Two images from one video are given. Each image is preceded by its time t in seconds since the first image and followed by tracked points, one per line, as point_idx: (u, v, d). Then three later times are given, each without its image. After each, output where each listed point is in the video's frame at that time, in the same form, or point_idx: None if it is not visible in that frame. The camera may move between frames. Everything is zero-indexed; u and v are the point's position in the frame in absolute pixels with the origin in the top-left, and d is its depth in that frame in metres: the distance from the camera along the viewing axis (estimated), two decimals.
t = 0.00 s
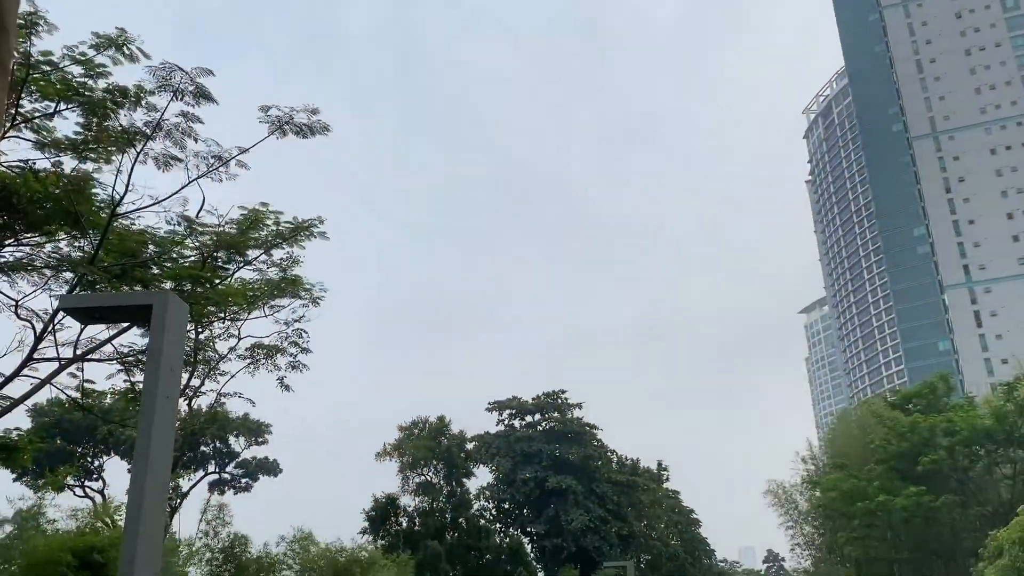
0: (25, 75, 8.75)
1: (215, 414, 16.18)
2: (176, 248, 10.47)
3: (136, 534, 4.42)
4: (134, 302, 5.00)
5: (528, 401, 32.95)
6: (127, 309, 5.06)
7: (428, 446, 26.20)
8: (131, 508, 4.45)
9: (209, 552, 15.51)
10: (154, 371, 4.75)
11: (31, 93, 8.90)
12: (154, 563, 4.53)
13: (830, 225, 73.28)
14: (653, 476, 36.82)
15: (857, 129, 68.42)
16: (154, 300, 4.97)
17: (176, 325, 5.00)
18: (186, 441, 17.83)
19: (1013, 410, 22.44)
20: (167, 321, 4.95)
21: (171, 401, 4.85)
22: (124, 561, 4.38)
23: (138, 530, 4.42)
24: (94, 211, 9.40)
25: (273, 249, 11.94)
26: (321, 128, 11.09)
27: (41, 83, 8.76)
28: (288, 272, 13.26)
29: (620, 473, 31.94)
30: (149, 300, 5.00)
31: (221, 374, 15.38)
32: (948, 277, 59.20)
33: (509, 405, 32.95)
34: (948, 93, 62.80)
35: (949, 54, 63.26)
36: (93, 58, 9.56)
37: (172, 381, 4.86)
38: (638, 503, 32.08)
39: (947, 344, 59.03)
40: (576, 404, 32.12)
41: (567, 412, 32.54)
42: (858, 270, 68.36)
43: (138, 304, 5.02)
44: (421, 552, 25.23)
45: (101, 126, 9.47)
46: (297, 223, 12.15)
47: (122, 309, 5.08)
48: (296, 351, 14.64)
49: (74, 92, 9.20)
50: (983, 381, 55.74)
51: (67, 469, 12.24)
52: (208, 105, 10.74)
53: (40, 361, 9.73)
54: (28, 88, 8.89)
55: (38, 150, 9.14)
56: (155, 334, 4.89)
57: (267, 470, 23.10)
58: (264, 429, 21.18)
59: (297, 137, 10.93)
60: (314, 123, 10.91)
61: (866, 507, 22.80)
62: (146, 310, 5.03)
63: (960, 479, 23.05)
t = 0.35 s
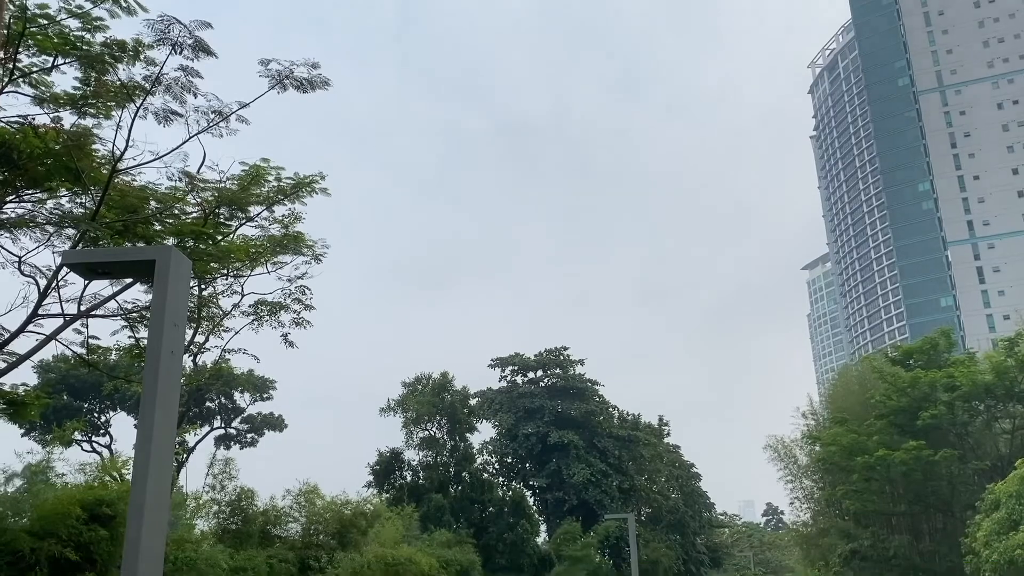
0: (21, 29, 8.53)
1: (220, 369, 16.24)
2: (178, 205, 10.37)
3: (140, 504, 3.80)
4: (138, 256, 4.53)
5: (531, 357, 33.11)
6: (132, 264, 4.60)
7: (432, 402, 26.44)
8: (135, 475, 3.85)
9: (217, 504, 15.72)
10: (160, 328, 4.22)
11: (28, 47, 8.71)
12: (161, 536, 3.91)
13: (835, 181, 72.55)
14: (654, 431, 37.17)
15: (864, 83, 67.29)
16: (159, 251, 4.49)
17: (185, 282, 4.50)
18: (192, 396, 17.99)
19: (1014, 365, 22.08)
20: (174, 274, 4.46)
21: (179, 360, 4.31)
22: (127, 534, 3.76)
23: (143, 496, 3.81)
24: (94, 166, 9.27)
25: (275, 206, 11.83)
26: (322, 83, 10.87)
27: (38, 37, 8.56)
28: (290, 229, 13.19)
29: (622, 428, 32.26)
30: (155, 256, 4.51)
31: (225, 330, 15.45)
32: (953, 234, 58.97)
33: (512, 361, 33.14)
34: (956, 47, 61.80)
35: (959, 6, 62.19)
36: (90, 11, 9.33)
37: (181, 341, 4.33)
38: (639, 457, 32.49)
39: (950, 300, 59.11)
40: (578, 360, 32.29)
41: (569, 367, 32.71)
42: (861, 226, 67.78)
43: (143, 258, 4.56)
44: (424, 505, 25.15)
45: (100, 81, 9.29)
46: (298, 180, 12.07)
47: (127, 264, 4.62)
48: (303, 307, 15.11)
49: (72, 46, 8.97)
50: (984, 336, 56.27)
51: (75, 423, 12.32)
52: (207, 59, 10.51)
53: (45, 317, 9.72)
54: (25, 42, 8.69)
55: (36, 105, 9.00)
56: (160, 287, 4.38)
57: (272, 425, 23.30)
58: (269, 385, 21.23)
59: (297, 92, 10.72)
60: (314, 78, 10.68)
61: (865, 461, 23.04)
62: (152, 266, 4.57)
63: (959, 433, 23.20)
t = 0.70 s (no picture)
0: None
1: (223, 330, 16.27)
2: (178, 164, 10.22)
3: (147, 468, 3.78)
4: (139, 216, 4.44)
5: (533, 318, 33.15)
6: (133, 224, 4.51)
7: (435, 362, 26.57)
8: (140, 437, 3.81)
9: (222, 463, 15.85)
10: (162, 290, 4.15)
11: (24, 5, 8.47)
12: (168, 499, 3.89)
13: (839, 141, 71.80)
14: (655, 391, 37.38)
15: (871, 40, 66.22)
16: (159, 210, 4.40)
17: (187, 242, 4.42)
18: (196, 357, 18.06)
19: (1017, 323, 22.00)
20: (176, 234, 4.37)
21: (183, 322, 4.26)
22: (133, 498, 3.74)
23: (148, 460, 3.77)
24: (93, 126, 9.17)
25: (277, 164, 11.66)
26: (323, 40, 10.66)
27: None
28: (292, 188, 13.05)
29: (623, 388, 32.44)
30: (155, 215, 4.42)
31: (228, 291, 15.45)
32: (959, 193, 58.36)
33: (514, 322, 33.19)
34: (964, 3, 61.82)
35: None
36: None
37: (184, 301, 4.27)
38: (640, 416, 32.76)
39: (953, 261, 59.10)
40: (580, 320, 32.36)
41: (572, 328, 32.78)
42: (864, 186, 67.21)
43: (143, 218, 4.47)
44: (429, 463, 25.57)
45: (98, 38, 9.09)
46: (298, 138, 11.87)
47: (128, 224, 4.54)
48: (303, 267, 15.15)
49: (69, 3, 8.64)
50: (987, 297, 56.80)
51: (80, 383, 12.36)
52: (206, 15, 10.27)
53: (48, 277, 9.68)
54: None
55: (34, 64, 8.85)
56: (161, 248, 4.31)
57: (276, 385, 23.42)
58: (272, 345, 21.25)
59: (297, 49, 10.51)
60: (314, 34, 10.47)
61: (866, 420, 23.22)
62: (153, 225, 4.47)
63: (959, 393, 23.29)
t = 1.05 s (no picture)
0: None
1: (227, 287, 16.26)
2: (179, 120, 9.99)
3: (152, 429, 3.69)
4: (139, 172, 4.28)
5: (535, 277, 33.10)
6: (134, 180, 4.35)
7: (438, 320, 26.63)
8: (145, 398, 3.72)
9: (228, 419, 16.01)
10: (165, 248, 4.02)
11: None
12: (175, 460, 3.81)
13: (845, 97, 70.73)
14: (657, 349, 37.51)
15: None
16: (161, 165, 4.23)
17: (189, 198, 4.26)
18: (201, 314, 18.10)
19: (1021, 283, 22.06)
20: (177, 190, 4.22)
21: (186, 279, 4.11)
22: (139, 461, 3.65)
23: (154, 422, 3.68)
24: (93, 81, 9.10)
25: (278, 121, 11.52)
26: None
27: None
28: (293, 145, 12.88)
29: (626, 346, 32.58)
30: (156, 169, 4.25)
31: (231, 249, 15.42)
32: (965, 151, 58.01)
33: (517, 280, 33.15)
34: None
35: None
36: None
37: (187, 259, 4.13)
38: (642, 374, 32.95)
39: (958, 219, 58.81)
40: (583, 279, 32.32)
41: (574, 287, 32.76)
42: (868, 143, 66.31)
43: (144, 173, 4.31)
44: (432, 419, 25.89)
45: None
46: (299, 94, 11.72)
47: (128, 180, 4.38)
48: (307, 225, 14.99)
49: None
50: (991, 255, 56.72)
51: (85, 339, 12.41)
52: None
53: (50, 234, 9.64)
54: None
55: (31, 18, 8.65)
56: (164, 205, 4.16)
57: (280, 343, 23.49)
58: (275, 303, 21.22)
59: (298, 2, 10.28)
60: None
61: (867, 377, 23.40)
62: (154, 181, 4.31)
63: (960, 351, 23.34)
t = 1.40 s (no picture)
0: None
1: (229, 251, 16.21)
2: (180, 82, 9.82)
3: (156, 396, 3.67)
4: (141, 134, 4.18)
5: (538, 242, 32.98)
6: (134, 141, 4.25)
7: (440, 285, 26.61)
8: (148, 364, 3.70)
9: (232, 382, 16.12)
10: (167, 212, 3.94)
11: None
12: (179, 425, 3.79)
13: (851, 60, 69.68)
14: (659, 315, 37.53)
15: None
16: (161, 127, 4.13)
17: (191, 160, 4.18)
18: (203, 278, 18.10)
19: None
20: (179, 152, 4.12)
21: (189, 242, 4.04)
22: (143, 427, 3.65)
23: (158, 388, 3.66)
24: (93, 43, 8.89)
25: (278, 83, 11.37)
26: None
27: None
28: (294, 108, 12.75)
29: (628, 311, 32.61)
30: (157, 131, 4.16)
31: (233, 212, 15.35)
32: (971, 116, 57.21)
33: (519, 245, 33.06)
34: None
35: None
36: None
37: (189, 221, 4.06)
38: (644, 339, 33.04)
39: (962, 184, 58.22)
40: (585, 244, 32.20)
41: (577, 253, 32.65)
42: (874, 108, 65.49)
43: (145, 135, 4.22)
44: (434, 384, 26.04)
45: None
46: (300, 55, 11.54)
47: (130, 141, 4.29)
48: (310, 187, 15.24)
49: None
50: (995, 221, 56.51)
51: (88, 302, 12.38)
52: None
53: (52, 197, 9.57)
54: None
55: None
56: (165, 167, 4.06)
57: (283, 307, 23.53)
58: (278, 267, 21.16)
59: None
60: None
61: (868, 342, 23.44)
62: (154, 142, 4.21)
63: (962, 317, 23.31)
